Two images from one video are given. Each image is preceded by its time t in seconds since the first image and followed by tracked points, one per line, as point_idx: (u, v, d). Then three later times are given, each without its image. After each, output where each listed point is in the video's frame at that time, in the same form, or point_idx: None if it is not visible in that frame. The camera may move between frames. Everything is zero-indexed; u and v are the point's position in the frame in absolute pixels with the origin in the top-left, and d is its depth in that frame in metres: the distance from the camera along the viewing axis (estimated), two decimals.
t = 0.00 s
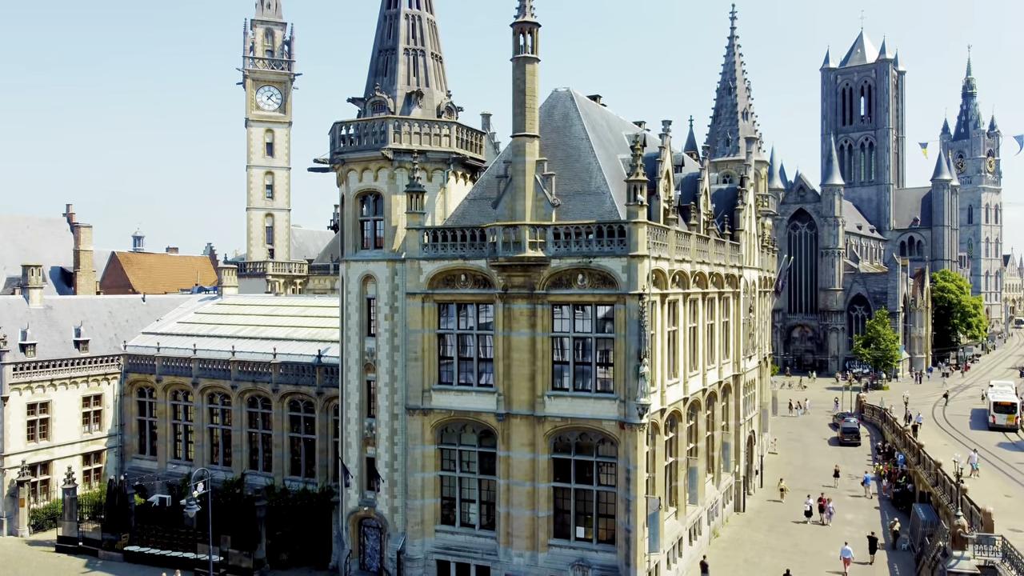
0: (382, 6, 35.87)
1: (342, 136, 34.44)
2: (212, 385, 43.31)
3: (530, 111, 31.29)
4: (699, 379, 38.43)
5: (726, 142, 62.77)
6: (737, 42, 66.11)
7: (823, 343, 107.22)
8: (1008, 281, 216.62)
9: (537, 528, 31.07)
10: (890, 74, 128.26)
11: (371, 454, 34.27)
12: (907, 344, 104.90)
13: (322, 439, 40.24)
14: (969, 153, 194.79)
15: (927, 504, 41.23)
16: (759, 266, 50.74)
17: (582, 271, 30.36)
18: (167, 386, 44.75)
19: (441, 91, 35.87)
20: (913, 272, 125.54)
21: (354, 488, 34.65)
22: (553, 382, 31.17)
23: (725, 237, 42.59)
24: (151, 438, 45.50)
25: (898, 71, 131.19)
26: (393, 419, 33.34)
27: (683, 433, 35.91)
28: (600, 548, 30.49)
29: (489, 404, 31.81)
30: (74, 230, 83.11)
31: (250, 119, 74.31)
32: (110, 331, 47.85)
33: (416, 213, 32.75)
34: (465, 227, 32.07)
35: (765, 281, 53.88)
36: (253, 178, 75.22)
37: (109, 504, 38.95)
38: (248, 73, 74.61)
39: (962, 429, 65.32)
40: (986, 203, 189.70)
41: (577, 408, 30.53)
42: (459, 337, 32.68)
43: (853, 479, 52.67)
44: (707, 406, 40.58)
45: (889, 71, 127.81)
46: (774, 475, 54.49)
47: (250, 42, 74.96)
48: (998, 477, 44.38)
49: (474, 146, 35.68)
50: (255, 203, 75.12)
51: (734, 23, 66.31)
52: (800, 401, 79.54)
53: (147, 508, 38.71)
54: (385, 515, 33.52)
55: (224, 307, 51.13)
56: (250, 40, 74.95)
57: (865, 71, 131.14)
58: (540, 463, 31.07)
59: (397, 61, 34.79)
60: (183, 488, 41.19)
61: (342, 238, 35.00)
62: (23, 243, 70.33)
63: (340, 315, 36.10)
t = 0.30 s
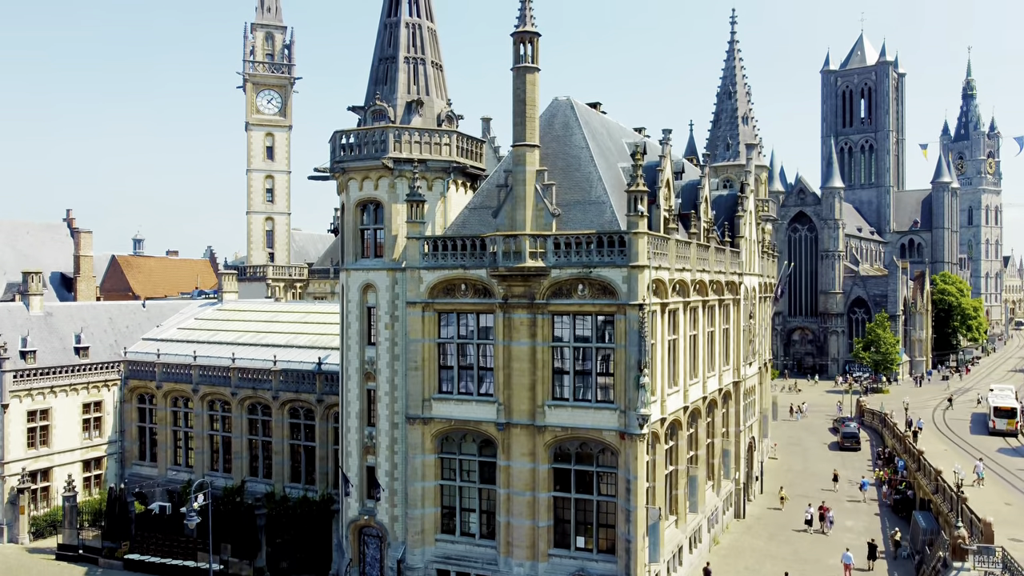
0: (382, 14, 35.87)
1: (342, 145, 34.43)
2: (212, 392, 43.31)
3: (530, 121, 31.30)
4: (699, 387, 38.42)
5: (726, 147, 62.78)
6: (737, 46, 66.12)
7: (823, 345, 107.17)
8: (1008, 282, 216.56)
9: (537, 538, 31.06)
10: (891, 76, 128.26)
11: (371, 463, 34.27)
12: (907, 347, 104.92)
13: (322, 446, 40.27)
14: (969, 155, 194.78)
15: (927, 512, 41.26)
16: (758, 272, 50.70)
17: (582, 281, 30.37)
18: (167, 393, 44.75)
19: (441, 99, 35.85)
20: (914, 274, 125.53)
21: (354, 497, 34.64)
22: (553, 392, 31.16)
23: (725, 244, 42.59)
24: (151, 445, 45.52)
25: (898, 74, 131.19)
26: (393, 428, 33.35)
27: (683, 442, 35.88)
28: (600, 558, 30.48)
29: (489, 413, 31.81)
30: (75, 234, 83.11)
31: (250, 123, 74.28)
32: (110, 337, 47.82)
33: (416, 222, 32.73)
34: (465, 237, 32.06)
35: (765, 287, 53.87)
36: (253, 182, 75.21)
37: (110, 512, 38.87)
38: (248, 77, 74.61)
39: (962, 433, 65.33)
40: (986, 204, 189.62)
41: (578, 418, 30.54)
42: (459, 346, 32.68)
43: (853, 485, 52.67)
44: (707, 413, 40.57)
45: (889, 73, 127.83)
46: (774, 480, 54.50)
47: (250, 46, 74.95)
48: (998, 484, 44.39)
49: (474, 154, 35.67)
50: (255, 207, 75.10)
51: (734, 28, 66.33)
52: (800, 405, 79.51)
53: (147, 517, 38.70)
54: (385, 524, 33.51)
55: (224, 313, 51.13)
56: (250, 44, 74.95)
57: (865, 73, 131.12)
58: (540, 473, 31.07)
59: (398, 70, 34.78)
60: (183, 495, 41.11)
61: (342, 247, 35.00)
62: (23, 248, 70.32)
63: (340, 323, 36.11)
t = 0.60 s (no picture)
0: (382, 22, 35.87)
1: (342, 154, 34.42)
2: (212, 399, 43.31)
3: (530, 131, 31.29)
4: (699, 395, 38.39)
5: (726, 151, 62.76)
6: (737, 51, 66.11)
7: (823, 348, 107.10)
8: (1008, 283, 216.43)
9: (537, 548, 31.06)
10: (891, 79, 128.20)
11: (371, 472, 34.27)
12: (907, 350, 104.86)
13: (323, 454, 40.32)
14: (969, 156, 194.69)
15: (927, 519, 41.25)
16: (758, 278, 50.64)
17: (582, 291, 30.36)
18: (167, 400, 44.76)
19: (441, 107, 35.83)
20: (913, 276, 125.52)
21: (354, 506, 34.65)
22: (553, 402, 31.15)
23: (725, 251, 42.54)
24: (151, 451, 45.53)
25: (899, 76, 131.17)
26: (393, 437, 33.34)
27: (683, 450, 35.85)
28: (600, 568, 30.49)
29: (489, 423, 31.81)
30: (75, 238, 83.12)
31: (250, 126, 74.25)
32: (110, 344, 47.79)
33: (416, 231, 32.72)
34: (465, 246, 32.04)
35: (765, 292, 53.84)
36: (254, 186, 75.19)
37: (110, 520, 39.14)
38: (248, 80, 74.63)
39: (962, 438, 65.28)
40: (986, 205, 189.55)
41: (578, 428, 30.54)
42: (459, 356, 32.69)
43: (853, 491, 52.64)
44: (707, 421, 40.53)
45: (889, 75, 127.80)
46: (774, 485, 54.47)
47: (250, 50, 74.97)
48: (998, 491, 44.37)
49: (474, 163, 35.66)
50: (255, 211, 75.08)
51: (734, 32, 66.32)
52: (801, 409, 79.48)
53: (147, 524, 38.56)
54: (385, 533, 33.50)
55: (224, 319, 51.14)
56: (250, 48, 74.97)
57: (865, 75, 131.03)
58: (540, 483, 31.08)
59: (397, 79, 34.77)
60: (183, 502, 41.18)
61: (342, 256, 35.00)
62: (23, 254, 70.31)
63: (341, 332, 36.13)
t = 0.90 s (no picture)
0: (382, 31, 35.84)
1: (342, 162, 34.40)
2: (212, 405, 43.32)
3: (530, 140, 31.28)
4: (699, 403, 38.38)
5: (726, 156, 62.77)
6: (737, 55, 66.10)
7: (823, 351, 107.11)
8: (1008, 284, 216.46)
9: (537, 557, 31.09)
10: (891, 81, 128.15)
11: (371, 481, 34.28)
12: (907, 352, 104.84)
13: (323, 461, 40.35)
14: (969, 157, 194.72)
15: (927, 526, 41.26)
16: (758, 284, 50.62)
17: (582, 301, 30.35)
18: (167, 406, 44.78)
19: (441, 116, 35.81)
20: (913, 279, 125.57)
21: (354, 515, 34.65)
22: (553, 412, 31.16)
23: (725, 258, 42.55)
24: (151, 458, 45.56)
25: (898, 78, 131.15)
26: (393, 446, 33.32)
27: (683, 458, 35.84)
28: None
29: (489, 432, 31.80)
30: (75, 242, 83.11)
31: (250, 130, 74.19)
32: (110, 350, 47.75)
33: (416, 240, 32.71)
34: (465, 255, 32.04)
35: (765, 298, 53.83)
36: (253, 190, 75.15)
37: (109, 528, 39.03)
38: (248, 84, 74.62)
39: (962, 442, 65.27)
40: (986, 207, 189.60)
41: (578, 438, 30.54)
42: (459, 365, 32.68)
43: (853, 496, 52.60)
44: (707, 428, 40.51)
45: (889, 78, 127.77)
46: (774, 490, 54.47)
47: (250, 54, 74.97)
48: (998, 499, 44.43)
49: (474, 171, 35.65)
50: (255, 215, 75.05)
51: (734, 36, 66.29)
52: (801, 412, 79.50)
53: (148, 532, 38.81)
54: (385, 542, 33.48)
55: (224, 326, 51.14)
56: (250, 52, 74.94)
57: (865, 78, 130.91)
58: (540, 492, 31.09)
59: (398, 87, 34.74)
60: (183, 509, 41.22)
61: (342, 265, 35.02)
62: (23, 259, 70.29)
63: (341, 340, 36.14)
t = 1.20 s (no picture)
0: (382, 38, 35.84)
1: (342, 171, 34.39)
2: (212, 412, 43.31)
3: (530, 150, 31.27)
4: (699, 410, 38.37)
5: (726, 161, 62.71)
6: (737, 60, 66.09)
7: (823, 354, 107.14)
8: (1008, 285, 216.51)
9: (537, 567, 31.08)
10: (891, 83, 128.12)
11: (371, 489, 34.27)
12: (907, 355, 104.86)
13: (322, 469, 40.35)
14: (969, 158, 194.78)
15: (927, 533, 41.26)
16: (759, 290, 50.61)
17: (582, 310, 30.35)
18: (167, 413, 44.76)
19: (441, 124, 35.81)
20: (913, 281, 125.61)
21: (353, 523, 34.65)
22: (553, 421, 31.16)
23: (726, 265, 42.53)
24: (151, 464, 45.55)
25: (898, 80, 131.14)
26: (393, 455, 33.30)
27: (683, 466, 35.83)
28: None
29: (489, 441, 31.79)
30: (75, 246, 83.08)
31: (250, 134, 74.14)
32: (110, 356, 47.73)
33: (416, 249, 32.71)
34: (465, 264, 32.03)
35: (765, 303, 53.82)
36: (253, 194, 75.07)
37: (110, 536, 39.11)
38: (249, 88, 74.57)
39: (962, 446, 65.25)
40: (986, 208, 189.61)
41: (577, 447, 30.55)
42: (459, 374, 32.68)
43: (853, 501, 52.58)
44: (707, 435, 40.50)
45: (889, 80, 127.76)
46: (774, 496, 54.44)
47: (250, 57, 74.94)
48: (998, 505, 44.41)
49: (474, 180, 35.66)
50: (255, 219, 75.00)
51: (734, 41, 66.28)
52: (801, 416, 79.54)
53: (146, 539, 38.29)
54: (385, 550, 33.49)
55: (224, 331, 51.13)
56: (250, 55, 74.91)
57: (865, 80, 130.87)
58: (540, 502, 31.08)
59: (398, 95, 34.72)
60: (183, 516, 41.23)
61: (342, 273, 35.02)
62: (23, 264, 70.29)
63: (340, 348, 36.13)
